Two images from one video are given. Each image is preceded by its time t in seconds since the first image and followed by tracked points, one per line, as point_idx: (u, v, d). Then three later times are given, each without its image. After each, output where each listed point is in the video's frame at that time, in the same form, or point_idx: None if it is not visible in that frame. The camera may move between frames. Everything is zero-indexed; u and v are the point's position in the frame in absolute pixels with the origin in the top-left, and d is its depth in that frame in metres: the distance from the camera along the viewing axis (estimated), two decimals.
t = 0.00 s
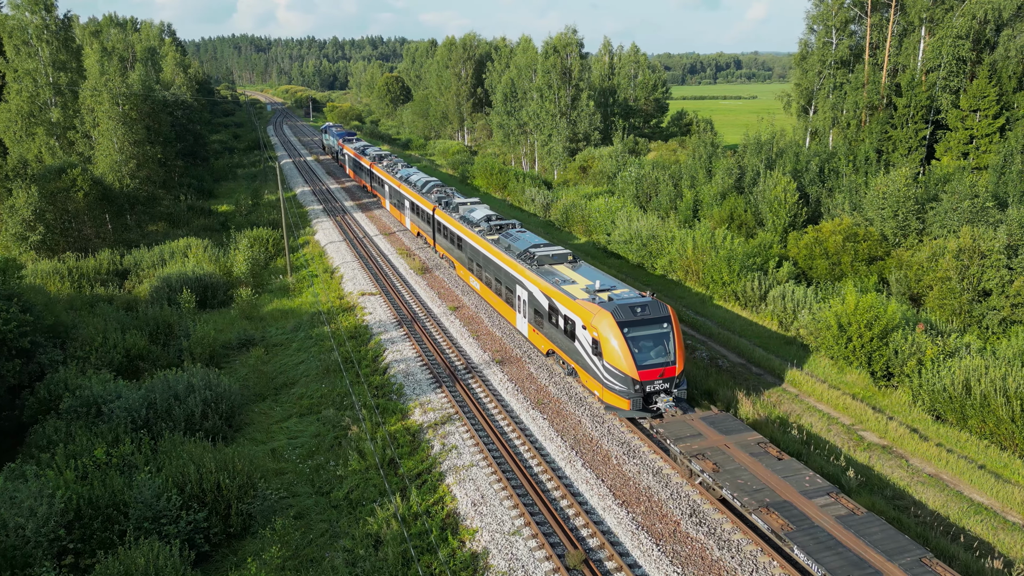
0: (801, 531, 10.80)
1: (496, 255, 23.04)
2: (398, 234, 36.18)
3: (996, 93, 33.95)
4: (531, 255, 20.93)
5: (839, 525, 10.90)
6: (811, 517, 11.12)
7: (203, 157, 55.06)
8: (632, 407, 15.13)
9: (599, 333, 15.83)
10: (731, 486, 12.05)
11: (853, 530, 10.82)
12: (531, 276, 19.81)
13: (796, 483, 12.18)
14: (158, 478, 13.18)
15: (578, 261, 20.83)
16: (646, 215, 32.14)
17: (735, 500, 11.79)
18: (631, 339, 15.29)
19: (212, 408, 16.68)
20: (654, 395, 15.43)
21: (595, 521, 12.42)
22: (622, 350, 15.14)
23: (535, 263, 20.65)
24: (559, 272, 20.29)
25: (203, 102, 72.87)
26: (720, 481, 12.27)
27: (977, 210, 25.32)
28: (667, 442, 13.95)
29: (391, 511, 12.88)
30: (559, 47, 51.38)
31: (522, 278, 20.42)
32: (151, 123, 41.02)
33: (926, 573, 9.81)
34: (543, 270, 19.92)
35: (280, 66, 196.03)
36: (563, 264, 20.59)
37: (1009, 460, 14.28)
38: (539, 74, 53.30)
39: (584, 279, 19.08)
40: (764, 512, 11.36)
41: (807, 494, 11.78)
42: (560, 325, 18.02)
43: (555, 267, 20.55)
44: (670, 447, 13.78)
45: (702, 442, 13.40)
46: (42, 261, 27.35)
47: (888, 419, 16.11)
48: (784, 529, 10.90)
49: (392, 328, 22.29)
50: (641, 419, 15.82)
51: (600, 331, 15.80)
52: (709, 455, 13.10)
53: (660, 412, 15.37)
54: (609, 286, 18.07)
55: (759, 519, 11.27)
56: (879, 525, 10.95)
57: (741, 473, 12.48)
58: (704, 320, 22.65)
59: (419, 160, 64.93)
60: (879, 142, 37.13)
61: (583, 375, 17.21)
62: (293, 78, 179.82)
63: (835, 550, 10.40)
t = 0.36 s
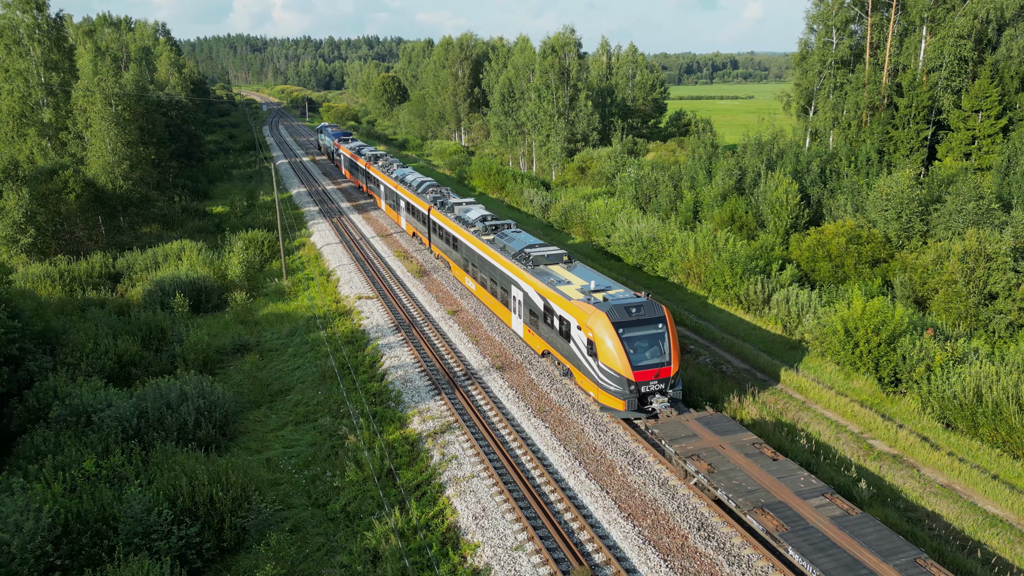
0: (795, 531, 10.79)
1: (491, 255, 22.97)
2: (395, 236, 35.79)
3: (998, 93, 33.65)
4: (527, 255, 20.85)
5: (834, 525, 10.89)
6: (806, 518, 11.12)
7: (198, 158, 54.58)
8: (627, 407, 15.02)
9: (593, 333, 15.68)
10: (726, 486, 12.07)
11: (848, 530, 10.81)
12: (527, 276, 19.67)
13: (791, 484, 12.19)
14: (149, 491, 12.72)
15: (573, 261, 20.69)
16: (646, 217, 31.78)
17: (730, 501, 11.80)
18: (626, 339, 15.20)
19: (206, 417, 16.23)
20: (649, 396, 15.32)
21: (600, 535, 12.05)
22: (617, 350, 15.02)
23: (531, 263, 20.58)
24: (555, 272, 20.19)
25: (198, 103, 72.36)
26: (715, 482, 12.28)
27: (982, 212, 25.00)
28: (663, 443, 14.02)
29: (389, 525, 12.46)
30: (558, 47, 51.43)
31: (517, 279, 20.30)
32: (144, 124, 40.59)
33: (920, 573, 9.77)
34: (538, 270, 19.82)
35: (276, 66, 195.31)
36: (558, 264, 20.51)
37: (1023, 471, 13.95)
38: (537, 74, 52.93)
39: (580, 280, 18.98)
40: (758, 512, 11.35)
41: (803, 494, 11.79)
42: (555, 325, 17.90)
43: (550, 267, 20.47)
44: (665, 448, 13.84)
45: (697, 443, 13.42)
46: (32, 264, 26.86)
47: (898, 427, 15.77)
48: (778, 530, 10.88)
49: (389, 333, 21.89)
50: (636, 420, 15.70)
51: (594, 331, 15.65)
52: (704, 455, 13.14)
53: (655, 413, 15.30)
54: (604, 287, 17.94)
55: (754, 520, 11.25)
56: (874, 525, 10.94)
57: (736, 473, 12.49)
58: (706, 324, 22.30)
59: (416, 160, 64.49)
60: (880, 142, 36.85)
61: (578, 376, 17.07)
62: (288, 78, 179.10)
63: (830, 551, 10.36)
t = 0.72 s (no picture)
0: (793, 532, 10.77)
1: (489, 256, 22.98)
2: (395, 237, 35.42)
3: (1005, 94, 33.25)
4: (525, 256, 20.81)
5: (832, 527, 10.87)
6: (803, 520, 11.11)
7: (196, 159, 54.22)
8: (625, 408, 15.02)
9: (591, 333, 15.66)
10: (724, 487, 12.06)
11: (846, 532, 10.80)
12: (524, 277, 19.65)
13: (789, 485, 12.19)
14: (143, 505, 12.29)
15: (571, 262, 20.61)
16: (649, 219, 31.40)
17: (728, 503, 11.80)
18: (624, 340, 15.18)
19: (202, 426, 15.82)
20: (647, 397, 15.31)
21: (609, 551, 11.65)
22: (614, 351, 14.99)
23: (528, 264, 20.53)
24: (553, 273, 20.14)
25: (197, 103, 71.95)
26: (712, 483, 12.26)
27: (992, 214, 24.62)
28: (660, 444, 13.98)
29: (390, 540, 12.04)
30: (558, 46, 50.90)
31: (515, 279, 20.25)
32: (141, 124, 40.20)
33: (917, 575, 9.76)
34: (536, 271, 19.77)
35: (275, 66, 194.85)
36: (556, 265, 20.47)
37: None
38: (537, 74, 52.57)
39: (578, 280, 18.96)
40: (756, 514, 11.36)
41: (800, 496, 11.80)
42: (553, 326, 17.92)
43: (548, 268, 20.43)
44: (663, 449, 13.82)
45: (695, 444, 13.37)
46: (27, 267, 26.46)
47: (911, 436, 15.38)
48: (775, 532, 10.89)
49: (390, 338, 21.50)
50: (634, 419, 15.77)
51: (592, 332, 15.63)
52: (702, 456, 13.09)
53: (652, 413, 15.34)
54: (602, 287, 17.86)
55: (752, 522, 11.23)
56: (872, 527, 10.92)
57: (734, 474, 12.47)
58: (712, 329, 21.92)
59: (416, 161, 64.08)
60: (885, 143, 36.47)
61: (576, 377, 17.03)
62: (287, 78, 178.63)
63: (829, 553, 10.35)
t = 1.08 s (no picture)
0: (792, 534, 10.76)
1: (488, 256, 22.96)
2: (396, 239, 35.04)
3: (1013, 94, 32.80)
4: (523, 256, 20.78)
5: (830, 529, 10.87)
6: (803, 521, 11.09)
7: (195, 160, 53.85)
8: (623, 409, 15.06)
9: (590, 334, 15.72)
10: (723, 489, 12.02)
11: (844, 534, 10.80)
12: (523, 277, 19.68)
13: (787, 487, 12.19)
14: (137, 520, 11.87)
15: (570, 262, 20.59)
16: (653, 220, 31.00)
17: (727, 504, 11.75)
18: (622, 341, 15.22)
19: (199, 435, 15.41)
20: (647, 398, 15.35)
21: (618, 567, 11.25)
22: (614, 352, 15.04)
23: (527, 264, 20.52)
24: (551, 273, 20.14)
25: (196, 103, 71.51)
26: (711, 484, 12.21)
27: (1002, 216, 24.23)
28: (658, 445, 13.91)
29: (393, 556, 11.61)
30: (560, 46, 50.41)
31: (514, 280, 20.22)
32: (140, 125, 39.81)
33: None
34: (535, 271, 19.77)
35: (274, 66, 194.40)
36: (555, 265, 20.44)
37: None
38: (539, 74, 52.21)
39: (576, 281, 19.00)
40: (755, 516, 11.31)
41: (799, 498, 11.80)
42: (552, 326, 17.94)
43: (547, 268, 20.40)
44: (662, 450, 13.76)
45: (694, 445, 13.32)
46: (22, 270, 26.03)
47: (926, 445, 14.97)
48: (775, 533, 10.86)
49: (391, 343, 21.10)
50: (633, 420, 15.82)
51: (591, 332, 15.69)
52: (701, 457, 13.03)
53: (651, 415, 15.32)
54: (600, 288, 17.90)
55: (750, 523, 11.20)
56: (870, 528, 10.94)
57: (733, 476, 12.45)
58: (719, 334, 21.54)
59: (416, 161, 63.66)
60: (891, 144, 36.14)
61: (576, 377, 17.04)
62: (287, 78, 178.24)
63: (828, 554, 10.33)
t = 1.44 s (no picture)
0: (791, 536, 10.67)
1: (487, 257, 22.91)
2: (397, 241, 34.68)
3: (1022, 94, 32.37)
4: (523, 256, 20.77)
5: (831, 530, 10.79)
6: (802, 523, 11.00)
7: (194, 160, 53.51)
8: (623, 410, 15.06)
9: (589, 335, 15.71)
10: (722, 490, 11.93)
11: (845, 535, 10.71)
12: (522, 277, 19.69)
13: (788, 488, 12.11)
14: (132, 535, 11.46)
15: (570, 263, 20.62)
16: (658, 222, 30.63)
17: (726, 505, 11.64)
18: (622, 341, 15.21)
19: (196, 444, 15.03)
20: (646, 399, 15.32)
21: None
22: (613, 352, 15.03)
23: (527, 264, 20.50)
24: (551, 274, 20.12)
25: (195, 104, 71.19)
26: (711, 485, 12.12)
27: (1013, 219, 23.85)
28: (658, 445, 13.84)
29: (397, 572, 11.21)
30: (561, 46, 49.60)
31: (514, 281, 20.20)
32: (138, 125, 39.44)
33: None
34: (534, 272, 19.77)
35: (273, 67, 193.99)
36: (554, 266, 20.43)
37: None
38: (540, 74, 51.86)
39: (576, 282, 19.03)
40: (755, 517, 11.18)
41: (799, 499, 11.70)
42: (551, 327, 17.93)
43: (546, 269, 20.38)
44: (661, 451, 13.68)
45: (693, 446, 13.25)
46: (19, 273, 25.66)
47: (943, 455, 14.59)
48: (774, 534, 10.75)
49: (393, 348, 20.72)
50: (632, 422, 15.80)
51: (590, 333, 15.69)
52: (700, 458, 12.95)
53: (651, 416, 15.29)
54: (600, 289, 17.95)
55: (749, 525, 11.09)
56: (871, 530, 10.86)
57: (732, 477, 12.36)
58: (727, 338, 21.19)
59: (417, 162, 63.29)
60: (897, 145, 35.78)
61: (575, 379, 17.01)
62: (286, 79, 177.87)
63: (828, 555, 10.23)
